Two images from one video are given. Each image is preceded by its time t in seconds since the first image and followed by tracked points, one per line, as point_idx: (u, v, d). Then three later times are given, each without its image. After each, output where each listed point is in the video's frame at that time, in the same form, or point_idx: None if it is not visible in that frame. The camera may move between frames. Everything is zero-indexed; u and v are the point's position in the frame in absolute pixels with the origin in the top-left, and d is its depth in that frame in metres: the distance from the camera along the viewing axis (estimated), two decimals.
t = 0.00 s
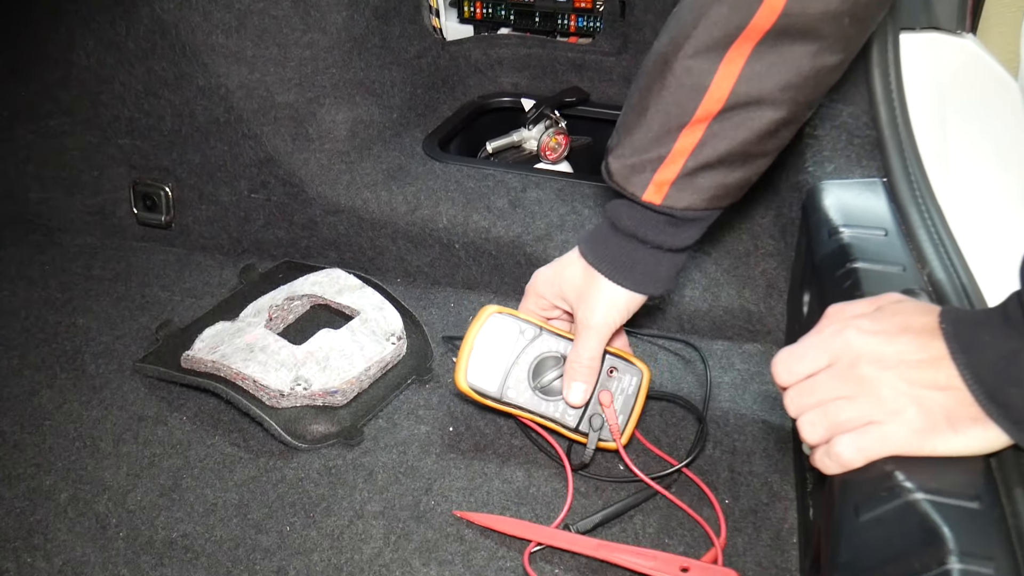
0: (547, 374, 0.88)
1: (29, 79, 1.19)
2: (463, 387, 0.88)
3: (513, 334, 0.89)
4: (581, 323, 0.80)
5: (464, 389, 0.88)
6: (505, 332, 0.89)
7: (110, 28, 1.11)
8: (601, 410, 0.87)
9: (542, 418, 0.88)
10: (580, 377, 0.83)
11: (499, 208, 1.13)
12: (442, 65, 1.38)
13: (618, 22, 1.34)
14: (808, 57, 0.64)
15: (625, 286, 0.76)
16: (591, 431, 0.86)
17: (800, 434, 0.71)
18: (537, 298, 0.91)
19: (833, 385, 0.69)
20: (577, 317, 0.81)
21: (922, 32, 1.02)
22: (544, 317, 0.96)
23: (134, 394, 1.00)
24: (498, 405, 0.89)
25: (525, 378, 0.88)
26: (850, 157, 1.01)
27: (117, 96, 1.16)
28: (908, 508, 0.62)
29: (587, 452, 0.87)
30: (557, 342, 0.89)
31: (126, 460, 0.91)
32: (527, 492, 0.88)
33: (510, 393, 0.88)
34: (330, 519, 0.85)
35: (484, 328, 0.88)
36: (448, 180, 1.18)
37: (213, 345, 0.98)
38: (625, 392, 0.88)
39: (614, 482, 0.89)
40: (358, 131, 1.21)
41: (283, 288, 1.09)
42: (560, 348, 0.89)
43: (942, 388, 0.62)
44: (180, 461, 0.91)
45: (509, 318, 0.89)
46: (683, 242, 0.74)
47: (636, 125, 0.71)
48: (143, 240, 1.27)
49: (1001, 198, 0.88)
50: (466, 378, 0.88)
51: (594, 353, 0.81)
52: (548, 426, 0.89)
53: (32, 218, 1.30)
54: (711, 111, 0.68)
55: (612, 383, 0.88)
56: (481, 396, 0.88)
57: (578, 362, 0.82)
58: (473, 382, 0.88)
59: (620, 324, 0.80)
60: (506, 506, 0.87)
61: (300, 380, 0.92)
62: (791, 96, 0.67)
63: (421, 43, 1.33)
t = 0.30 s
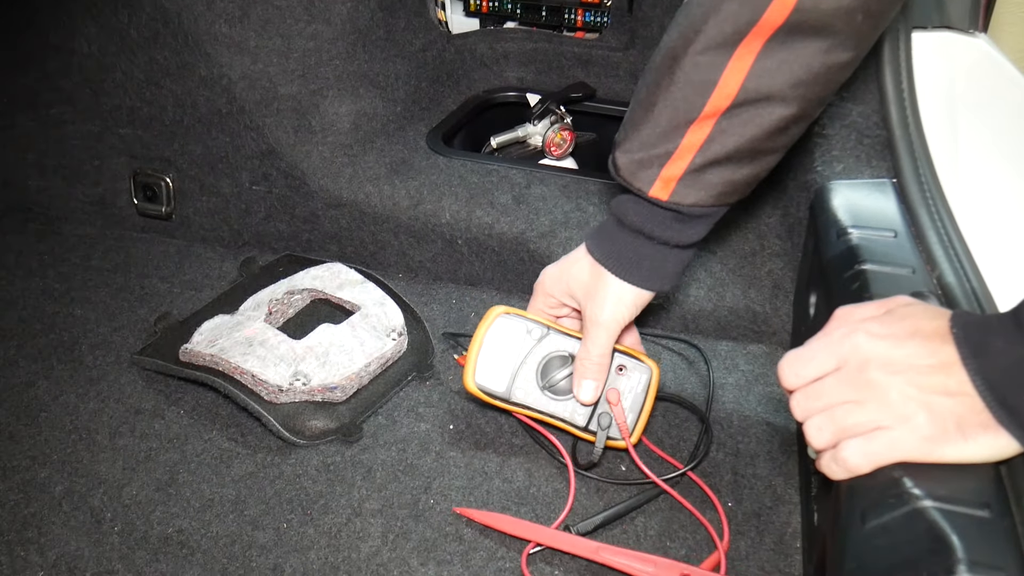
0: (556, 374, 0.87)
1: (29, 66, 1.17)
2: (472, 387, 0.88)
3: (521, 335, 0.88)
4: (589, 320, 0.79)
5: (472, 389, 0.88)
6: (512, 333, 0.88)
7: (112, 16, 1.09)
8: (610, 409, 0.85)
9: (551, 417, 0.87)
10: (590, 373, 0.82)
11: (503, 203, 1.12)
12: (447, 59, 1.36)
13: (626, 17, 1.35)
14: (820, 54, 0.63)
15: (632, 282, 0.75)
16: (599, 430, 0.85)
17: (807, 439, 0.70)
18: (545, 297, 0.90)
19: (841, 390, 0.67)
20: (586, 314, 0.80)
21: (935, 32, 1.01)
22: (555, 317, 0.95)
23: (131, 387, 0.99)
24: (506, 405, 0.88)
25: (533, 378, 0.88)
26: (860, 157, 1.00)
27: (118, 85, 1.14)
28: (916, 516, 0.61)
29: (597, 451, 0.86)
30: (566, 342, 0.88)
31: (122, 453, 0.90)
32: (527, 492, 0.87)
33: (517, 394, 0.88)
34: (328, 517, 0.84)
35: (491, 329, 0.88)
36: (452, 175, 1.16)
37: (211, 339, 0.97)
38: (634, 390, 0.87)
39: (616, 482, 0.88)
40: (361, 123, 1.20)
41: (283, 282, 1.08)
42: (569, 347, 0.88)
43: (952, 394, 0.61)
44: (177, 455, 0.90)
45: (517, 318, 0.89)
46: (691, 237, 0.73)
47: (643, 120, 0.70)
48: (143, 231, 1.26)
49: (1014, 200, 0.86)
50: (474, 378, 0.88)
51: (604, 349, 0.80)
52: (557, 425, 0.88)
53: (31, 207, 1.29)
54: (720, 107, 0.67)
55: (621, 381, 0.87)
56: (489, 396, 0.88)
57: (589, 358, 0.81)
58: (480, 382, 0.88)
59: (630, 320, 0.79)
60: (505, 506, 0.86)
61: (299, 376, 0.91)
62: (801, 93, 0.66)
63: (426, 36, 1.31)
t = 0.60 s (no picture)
0: (566, 363, 0.85)
1: (32, 61, 1.17)
2: (481, 371, 0.87)
3: (535, 320, 0.87)
4: (603, 309, 0.79)
5: (482, 373, 0.87)
6: (526, 318, 0.87)
7: (116, 11, 1.08)
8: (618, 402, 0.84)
9: (558, 407, 0.86)
10: (601, 364, 0.82)
11: (508, 203, 1.11)
12: (454, 57, 1.35)
13: (634, 15, 1.33)
14: (848, 44, 0.63)
15: (648, 274, 0.75)
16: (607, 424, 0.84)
17: (816, 444, 0.68)
18: (561, 284, 0.90)
19: (852, 394, 0.66)
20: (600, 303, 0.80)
21: (949, 30, 0.99)
22: (569, 306, 0.94)
23: (133, 386, 0.99)
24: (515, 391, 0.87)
25: (543, 367, 0.86)
26: (870, 159, 0.98)
27: (121, 80, 1.13)
28: (928, 524, 0.60)
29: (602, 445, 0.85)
30: (578, 332, 0.87)
31: (123, 453, 0.90)
32: (532, 496, 0.86)
33: (526, 381, 0.87)
34: (330, 519, 0.83)
35: (505, 312, 0.87)
36: (458, 174, 1.15)
37: (214, 338, 0.96)
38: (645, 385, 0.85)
39: (622, 487, 0.87)
40: (366, 121, 1.19)
41: (286, 281, 1.07)
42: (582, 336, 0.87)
43: (965, 399, 0.60)
44: (179, 455, 0.90)
45: (531, 304, 0.88)
46: (712, 231, 0.73)
47: (667, 108, 0.70)
48: (146, 228, 1.26)
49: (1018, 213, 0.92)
50: (484, 362, 0.87)
51: (615, 340, 0.79)
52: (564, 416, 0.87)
53: (33, 203, 1.29)
54: (744, 96, 0.66)
55: (631, 375, 0.86)
56: (498, 381, 0.87)
57: (600, 350, 0.80)
58: (490, 366, 0.87)
59: (643, 312, 0.79)
60: (510, 510, 0.85)
61: (301, 376, 0.91)
62: (828, 85, 0.65)
63: (432, 33, 1.30)
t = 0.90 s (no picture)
0: (573, 363, 0.85)
1: (42, 77, 1.17)
2: (486, 367, 0.85)
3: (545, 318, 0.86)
4: (614, 309, 0.78)
5: (487, 369, 0.85)
6: (536, 315, 0.86)
7: (125, 26, 1.09)
8: (626, 404, 0.84)
9: (565, 407, 0.85)
10: (609, 365, 0.81)
11: (517, 216, 1.11)
12: (462, 72, 1.36)
13: (641, 29, 1.32)
14: (873, 46, 0.62)
15: (663, 275, 0.75)
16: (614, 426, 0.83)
17: (831, 456, 0.67)
18: (571, 283, 0.89)
19: (867, 406, 0.65)
20: (610, 302, 0.79)
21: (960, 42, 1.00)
22: (579, 305, 0.93)
23: (140, 400, 0.98)
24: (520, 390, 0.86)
25: (550, 365, 0.85)
26: (882, 171, 0.98)
27: (130, 95, 1.14)
28: (948, 539, 0.58)
29: (608, 448, 0.84)
30: (587, 332, 0.86)
31: (129, 468, 0.89)
32: (541, 510, 0.85)
33: (533, 379, 0.85)
34: (338, 534, 0.82)
35: (515, 308, 0.86)
36: (466, 188, 1.15)
37: (221, 352, 0.95)
38: (653, 387, 0.84)
39: (633, 502, 0.85)
40: (374, 135, 1.19)
41: (294, 295, 1.07)
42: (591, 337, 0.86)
43: (982, 411, 0.59)
44: (185, 469, 0.89)
45: (540, 302, 0.87)
46: (727, 233, 0.73)
47: (686, 107, 0.70)
48: (154, 242, 1.26)
49: None
50: (490, 358, 0.85)
51: (625, 341, 0.78)
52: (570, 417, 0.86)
53: (40, 218, 1.29)
54: (765, 97, 0.66)
55: (640, 377, 0.85)
56: (503, 378, 0.86)
57: (608, 349, 0.79)
58: (496, 363, 0.85)
59: (654, 314, 0.78)
60: (519, 525, 0.83)
61: (309, 390, 0.90)
62: (851, 87, 0.65)
63: (439, 48, 1.31)
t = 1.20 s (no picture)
0: (591, 367, 0.84)
1: (55, 81, 1.18)
2: (502, 368, 0.84)
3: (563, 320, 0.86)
4: (635, 312, 0.78)
5: (502, 371, 0.84)
6: (554, 316, 0.86)
7: (139, 31, 1.09)
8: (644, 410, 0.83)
9: (581, 412, 0.85)
10: (627, 369, 0.81)
11: (529, 223, 1.10)
12: (474, 77, 1.36)
13: (654, 36, 1.31)
14: (912, 51, 0.60)
15: (686, 279, 0.75)
16: (631, 433, 0.83)
17: (844, 465, 0.65)
18: (591, 284, 0.88)
19: (883, 416, 0.64)
20: (631, 305, 0.79)
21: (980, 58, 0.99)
22: (596, 306, 0.93)
23: (151, 404, 0.98)
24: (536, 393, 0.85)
25: (568, 368, 0.85)
26: (898, 180, 0.96)
27: (143, 100, 1.14)
28: (963, 552, 0.56)
29: (624, 454, 0.84)
30: (605, 335, 0.86)
31: (140, 472, 0.89)
32: (552, 518, 0.84)
33: (549, 383, 0.84)
34: (348, 541, 0.82)
35: (533, 308, 0.85)
36: (478, 194, 1.15)
37: (232, 356, 0.95)
38: (670, 394, 0.84)
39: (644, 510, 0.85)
40: (386, 140, 1.19)
41: (305, 300, 1.06)
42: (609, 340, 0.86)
43: (999, 425, 0.59)
44: (196, 474, 0.89)
45: (558, 303, 0.86)
46: (752, 239, 0.73)
47: (717, 108, 0.70)
48: (166, 246, 1.26)
49: None
50: (506, 360, 0.84)
51: (645, 346, 0.79)
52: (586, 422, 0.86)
53: (53, 221, 1.30)
54: (798, 100, 0.65)
55: (658, 383, 0.85)
56: (519, 381, 0.85)
57: (628, 354, 0.79)
58: (512, 365, 0.84)
59: (675, 318, 0.78)
60: (529, 533, 0.83)
61: (320, 396, 0.90)
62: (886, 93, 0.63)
63: (452, 54, 1.31)
